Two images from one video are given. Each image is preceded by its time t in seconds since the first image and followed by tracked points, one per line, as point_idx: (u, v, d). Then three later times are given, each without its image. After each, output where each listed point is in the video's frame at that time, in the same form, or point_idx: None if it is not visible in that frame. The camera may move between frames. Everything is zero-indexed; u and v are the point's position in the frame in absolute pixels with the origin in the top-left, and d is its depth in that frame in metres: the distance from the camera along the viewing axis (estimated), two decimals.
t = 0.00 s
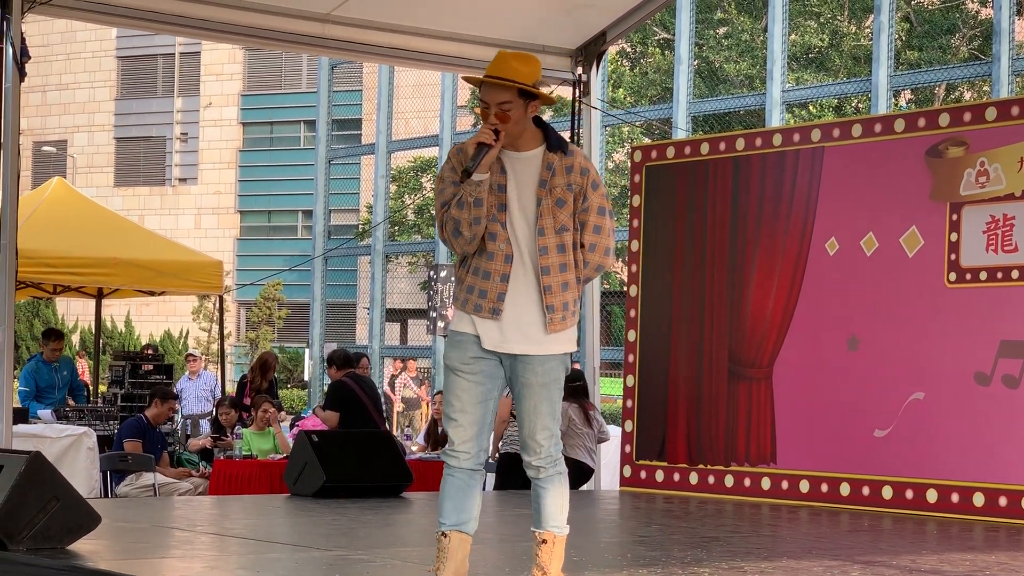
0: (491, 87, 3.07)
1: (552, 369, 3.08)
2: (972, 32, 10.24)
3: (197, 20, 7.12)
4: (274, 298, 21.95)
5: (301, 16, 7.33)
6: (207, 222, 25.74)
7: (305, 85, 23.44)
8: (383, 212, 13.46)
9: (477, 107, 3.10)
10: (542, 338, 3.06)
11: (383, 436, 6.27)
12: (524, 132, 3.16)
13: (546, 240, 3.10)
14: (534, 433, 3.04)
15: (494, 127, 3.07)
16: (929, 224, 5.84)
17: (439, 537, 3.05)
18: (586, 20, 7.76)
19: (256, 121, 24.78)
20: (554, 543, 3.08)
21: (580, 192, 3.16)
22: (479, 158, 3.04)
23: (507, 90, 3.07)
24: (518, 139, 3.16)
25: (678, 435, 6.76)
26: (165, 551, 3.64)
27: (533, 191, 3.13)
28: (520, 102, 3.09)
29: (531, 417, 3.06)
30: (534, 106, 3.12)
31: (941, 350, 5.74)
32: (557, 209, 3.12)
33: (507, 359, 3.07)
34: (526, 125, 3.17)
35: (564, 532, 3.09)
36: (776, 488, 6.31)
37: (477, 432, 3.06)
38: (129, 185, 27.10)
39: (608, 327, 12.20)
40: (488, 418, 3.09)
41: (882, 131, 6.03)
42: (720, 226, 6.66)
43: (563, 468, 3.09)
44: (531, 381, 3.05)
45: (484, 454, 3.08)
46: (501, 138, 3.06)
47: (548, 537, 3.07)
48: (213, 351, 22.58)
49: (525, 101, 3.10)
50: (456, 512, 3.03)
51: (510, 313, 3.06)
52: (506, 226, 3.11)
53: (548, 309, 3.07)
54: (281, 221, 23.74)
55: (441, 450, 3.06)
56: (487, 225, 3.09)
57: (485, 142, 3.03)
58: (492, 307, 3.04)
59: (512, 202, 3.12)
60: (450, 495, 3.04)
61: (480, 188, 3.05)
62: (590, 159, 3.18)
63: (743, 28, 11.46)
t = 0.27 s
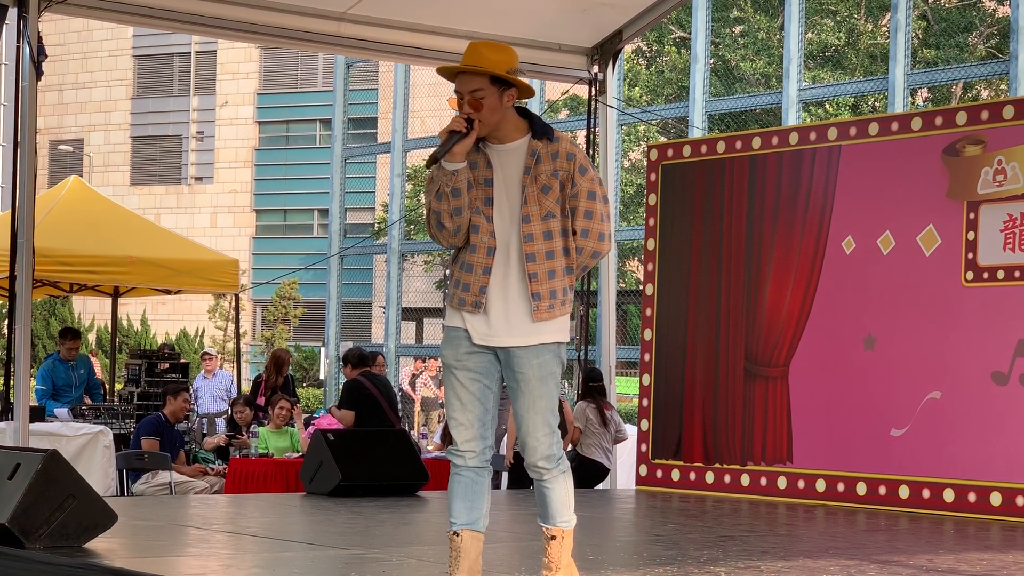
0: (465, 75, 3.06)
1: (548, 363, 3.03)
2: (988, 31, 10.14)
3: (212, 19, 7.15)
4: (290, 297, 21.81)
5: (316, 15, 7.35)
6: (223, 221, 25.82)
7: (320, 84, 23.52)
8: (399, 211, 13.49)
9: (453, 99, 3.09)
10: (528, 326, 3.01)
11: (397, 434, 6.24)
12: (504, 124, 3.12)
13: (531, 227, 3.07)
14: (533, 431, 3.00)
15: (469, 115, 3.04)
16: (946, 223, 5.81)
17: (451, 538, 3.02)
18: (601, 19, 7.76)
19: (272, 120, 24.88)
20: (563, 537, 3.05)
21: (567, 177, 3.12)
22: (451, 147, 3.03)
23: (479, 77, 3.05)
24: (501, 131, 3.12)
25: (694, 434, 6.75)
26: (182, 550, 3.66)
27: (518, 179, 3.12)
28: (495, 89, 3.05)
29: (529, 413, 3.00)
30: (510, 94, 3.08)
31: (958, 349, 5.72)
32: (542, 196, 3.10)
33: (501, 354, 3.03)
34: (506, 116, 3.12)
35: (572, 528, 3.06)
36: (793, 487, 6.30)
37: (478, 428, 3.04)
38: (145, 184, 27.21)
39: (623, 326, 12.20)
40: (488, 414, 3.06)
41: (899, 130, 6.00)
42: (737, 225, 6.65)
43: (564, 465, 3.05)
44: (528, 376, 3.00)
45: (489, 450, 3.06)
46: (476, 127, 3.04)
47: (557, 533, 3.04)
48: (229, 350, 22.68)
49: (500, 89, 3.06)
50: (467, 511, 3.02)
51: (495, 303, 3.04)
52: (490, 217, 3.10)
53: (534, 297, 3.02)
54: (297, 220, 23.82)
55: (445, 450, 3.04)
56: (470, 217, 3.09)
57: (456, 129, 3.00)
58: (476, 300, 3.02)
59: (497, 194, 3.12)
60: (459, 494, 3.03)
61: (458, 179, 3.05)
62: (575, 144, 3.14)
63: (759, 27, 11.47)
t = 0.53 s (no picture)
0: (452, 69, 3.08)
1: (541, 356, 3.03)
2: (1003, 30, 10.19)
3: (225, 19, 7.16)
4: (303, 296, 21.93)
5: (329, 14, 7.37)
6: (236, 221, 25.91)
7: (333, 84, 23.60)
8: (412, 210, 13.52)
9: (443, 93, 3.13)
10: (512, 320, 3.02)
11: (408, 433, 6.25)
12: (495, 116, 3.15)
13: (517, 221, 3.10)
14: (529, 426, 2.99)
15: (457, 107, 3.07)
16: (959, 222, 5.80)
17: (461, 539, 3.05)
18: (615, 19, 7.77)
19: (285, 120, 24.96)
20: (569, 528, 3.10)
21: (554, 171, 3.14)
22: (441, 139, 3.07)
23: (468, 69, 3.07)
24: (491, 125, 3.16)
25: (706, 434, 6.75)
26: (195, 549, 3.68)
27: (505, 174, 3.16)
28: (483, 80, 3.08)
29: (524, 408, 3.00)
30: (499, 86, 3.10)
31: (971, 349, 5.70)
32: (528, 189, 3.13)
33: (493, 350, 3.04)
34: (498, 108, 3.15)
35: (576, 518, 3.11)
36: (806, 487, 6.29)
37: (478, 428, 3.06)
38: (158, 184, 27.32)
39: (636, 326, 12.22)
40: (487, 413, 3.09)
41: (912, 130, 5.99)
42: (749, 225, 6.65)
43: (563, 458, 3.06)
44: (521, 371, 3.00)
45: (492, 448, 3.09)
46: (465, 119, 3.08)
47: (563, 525, 3.09)
48: (242, 349, 22.75)
49: (488, 81, 3.09)
50: (475, 511, 3.05)
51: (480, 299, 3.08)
52: (478, 214, 3.16)
53: (517, 290, 3.04)
54: (309, 219, 23.91)
55: (447, 452, 3.07)
56: (457, 211, 3.16)
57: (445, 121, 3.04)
58: (461, 295, 3.07)
59: (485, 190, 3.17)
60: (465, 494, 3.07)
61: (447, 172, 3.12)
62: (563, 138, 3.16)
63: (772, 26, 11.49)
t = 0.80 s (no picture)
0: (456, 59, 3.16)
1: (538, 351, 3.03)
2: (1012, 32, 10.10)
3: (237, 21, 7.19)
4: (312, 298, 22.04)
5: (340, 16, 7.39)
6: (246, 223, 25.95)
7: (343, 86, 23.66)
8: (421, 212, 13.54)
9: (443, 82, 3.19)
10: (510, 316, 3.02)
11: (418, 434, 6.25)
12: (494, 112, 3.18)
13: (515, 217, 3.11)
14: (524, 421, 2.99)
15: (457, 94, 3.13)
16: (969, 224, 5.78)
17: (470, 542, 3.06)
18: (624, 20, 7.78)
19: (295, 122, 25.02)
20: (566, 529, 3.08)
21: (554, 169, 3.15)
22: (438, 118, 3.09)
23: (470, 58, 3.15)
24: (489, 121, 3.19)
25: (716, 435, 6.75)
26: (205, 550, 3.70)
27: (503, 171, 3.17)
28: (484, 71, 3.15)
29: (521, 405, 3.00)
30: (500, 80, 3.16)
31: (981, 350, 5.69)
32: (528, 185, 3.13)
33: (493, 348, 3.05)
34: (498, 105, 3.19)
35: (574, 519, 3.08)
36: (815, 489, 6.28)
37: (481, 430, 3.08)
38: (168, 186, 27.39)
39: (645, 327, 12.22)
40: (491, 415, 3.10)
41: (922, 131, 5.98)
42: (759, 227, 6.64)
43: (560, 457, 3.05)
44: (518, 366, 3.00)
45: (497, 451, 3.09)
46: (465, 107, 3.12)
47: (560, 525, 3.06)
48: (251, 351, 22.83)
49: (489, 72, 3.15)
50: (482, 514, 3.06)
51: (476, 296, 3.09)
52: (475, 212, 3.17)
53: (515, 285, 3.04)
54: (319, 221, 23.96)
55: (453, 454, 3.09)
56: (454, 207, 3.20)
57: (445, 101, 3.06)
58: (454, 291, 3.11)
59: (484, 188, 3.18)
60: (470, 496, 3.07)
61: (441, 152, 3.18)
62: (563, 137, 3.17)
63: (782, 28, 11.50)
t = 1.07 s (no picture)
0: (462, 59, 3.20)
1: (546, 361, 3.03)
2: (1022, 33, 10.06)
3: (245, 23, 7.21)
4: (321, 300, 22.10)
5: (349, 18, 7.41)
6: (255, 225, 26.06)
7: (352, 88, 23.72)
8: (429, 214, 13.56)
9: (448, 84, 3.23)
10: (516, 315, 3.03)
11: (425, 436, 6.30)
12: (501, 111, 3.19)
13: (524, 217, 3.11)
14: (530, 430, 3.00)
15: (462, 92, 3.16)
16: (979, 226, 5.77)
17: (479, 545, 3.06)
18: (633, 23, 7.78)
19: (304, 124, 25.09)
20: (568, 547, 3.01)
21: (563, 171, 3.15)
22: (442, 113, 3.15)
23: (473, 58, 3.18)
24: (497, 121, 3.20)
25: (726, 437, 6.74)
26: (214, 552, 3.71)
27: (513, 172, 3.18)
28: (487, 70, 3.17)
29: (528, 414, 3.01)
30: (503, 78, 3.18)
31: (991, 353, 5.67)
32: (536, 186, 3.13)
33: (499, 355, 3.06)
34: (504, 104, 3.20)
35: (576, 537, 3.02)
36: (825, 491, 6.28)
37: (489, 434, 3.09)
38: (177, 188, 27.47)
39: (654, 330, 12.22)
40: (499, 419, 3.11)
41: (932, 133, 5.97)
42: (768, 230, 6.64)
43: (565, 469, 3.04)
44: (525, 375, 3.01)
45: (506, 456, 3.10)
46: (469, 104, 3.15)
47: (560, 543, 3.00)
48: (261, 353, 22.90)
49: (493, 71, 3.17)
50: (491, 518, 3.06)
51: (483, 294, 3.10)
52: (484, 211, 3.18)
53: (523, 285, 3.05)
54: (328, 224, 24.02)
55: (461, 458, 3.11)
56: (462, 206, 3.20)
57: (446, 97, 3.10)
58: (463, 289, 3.11)
59: (493, 188, 3.19)
60: (478, 500, 3.08)
61: (446, 146, 3.17)
62: (573, 140, 3.17)
63: (791, 30, 11.51)
